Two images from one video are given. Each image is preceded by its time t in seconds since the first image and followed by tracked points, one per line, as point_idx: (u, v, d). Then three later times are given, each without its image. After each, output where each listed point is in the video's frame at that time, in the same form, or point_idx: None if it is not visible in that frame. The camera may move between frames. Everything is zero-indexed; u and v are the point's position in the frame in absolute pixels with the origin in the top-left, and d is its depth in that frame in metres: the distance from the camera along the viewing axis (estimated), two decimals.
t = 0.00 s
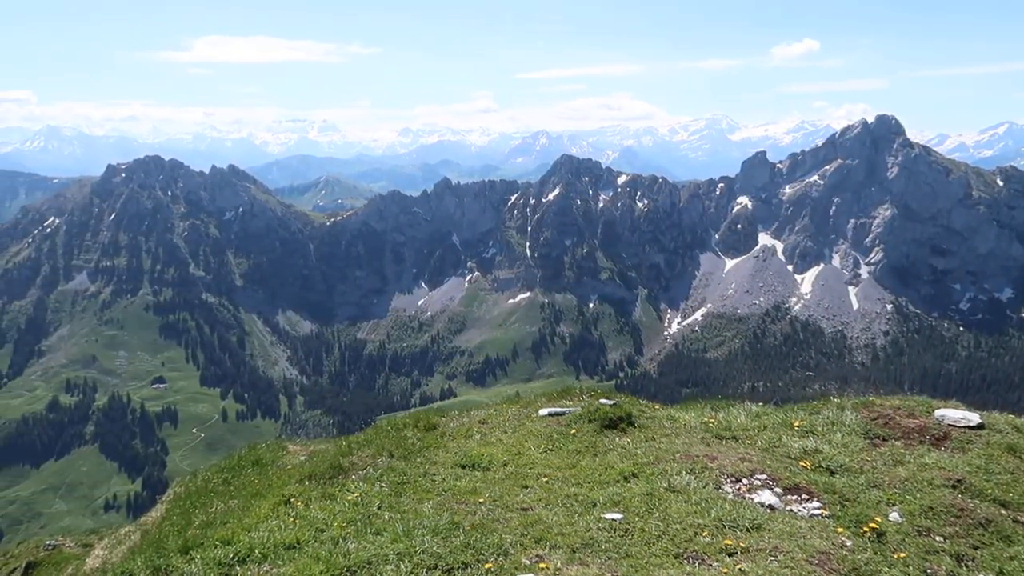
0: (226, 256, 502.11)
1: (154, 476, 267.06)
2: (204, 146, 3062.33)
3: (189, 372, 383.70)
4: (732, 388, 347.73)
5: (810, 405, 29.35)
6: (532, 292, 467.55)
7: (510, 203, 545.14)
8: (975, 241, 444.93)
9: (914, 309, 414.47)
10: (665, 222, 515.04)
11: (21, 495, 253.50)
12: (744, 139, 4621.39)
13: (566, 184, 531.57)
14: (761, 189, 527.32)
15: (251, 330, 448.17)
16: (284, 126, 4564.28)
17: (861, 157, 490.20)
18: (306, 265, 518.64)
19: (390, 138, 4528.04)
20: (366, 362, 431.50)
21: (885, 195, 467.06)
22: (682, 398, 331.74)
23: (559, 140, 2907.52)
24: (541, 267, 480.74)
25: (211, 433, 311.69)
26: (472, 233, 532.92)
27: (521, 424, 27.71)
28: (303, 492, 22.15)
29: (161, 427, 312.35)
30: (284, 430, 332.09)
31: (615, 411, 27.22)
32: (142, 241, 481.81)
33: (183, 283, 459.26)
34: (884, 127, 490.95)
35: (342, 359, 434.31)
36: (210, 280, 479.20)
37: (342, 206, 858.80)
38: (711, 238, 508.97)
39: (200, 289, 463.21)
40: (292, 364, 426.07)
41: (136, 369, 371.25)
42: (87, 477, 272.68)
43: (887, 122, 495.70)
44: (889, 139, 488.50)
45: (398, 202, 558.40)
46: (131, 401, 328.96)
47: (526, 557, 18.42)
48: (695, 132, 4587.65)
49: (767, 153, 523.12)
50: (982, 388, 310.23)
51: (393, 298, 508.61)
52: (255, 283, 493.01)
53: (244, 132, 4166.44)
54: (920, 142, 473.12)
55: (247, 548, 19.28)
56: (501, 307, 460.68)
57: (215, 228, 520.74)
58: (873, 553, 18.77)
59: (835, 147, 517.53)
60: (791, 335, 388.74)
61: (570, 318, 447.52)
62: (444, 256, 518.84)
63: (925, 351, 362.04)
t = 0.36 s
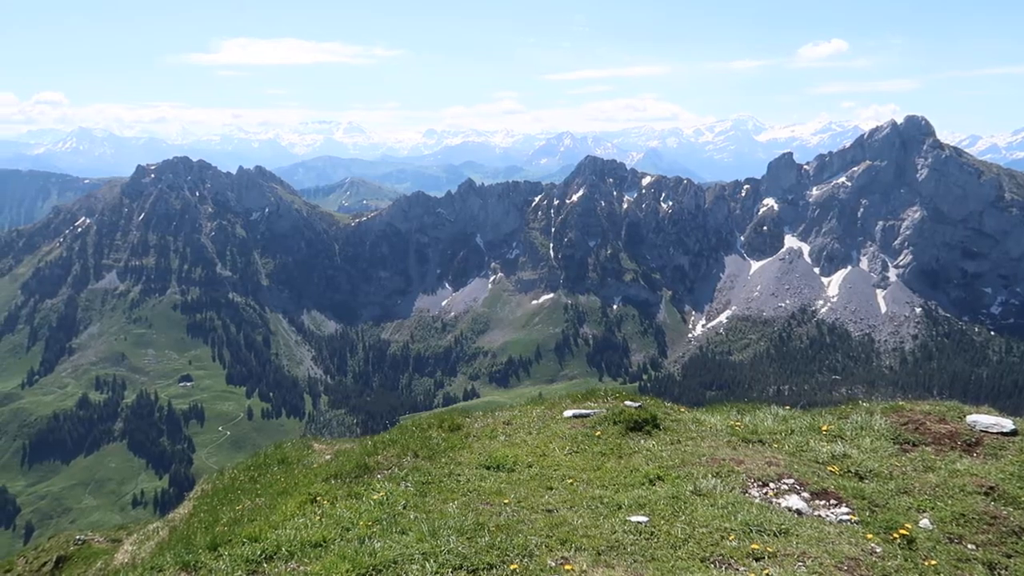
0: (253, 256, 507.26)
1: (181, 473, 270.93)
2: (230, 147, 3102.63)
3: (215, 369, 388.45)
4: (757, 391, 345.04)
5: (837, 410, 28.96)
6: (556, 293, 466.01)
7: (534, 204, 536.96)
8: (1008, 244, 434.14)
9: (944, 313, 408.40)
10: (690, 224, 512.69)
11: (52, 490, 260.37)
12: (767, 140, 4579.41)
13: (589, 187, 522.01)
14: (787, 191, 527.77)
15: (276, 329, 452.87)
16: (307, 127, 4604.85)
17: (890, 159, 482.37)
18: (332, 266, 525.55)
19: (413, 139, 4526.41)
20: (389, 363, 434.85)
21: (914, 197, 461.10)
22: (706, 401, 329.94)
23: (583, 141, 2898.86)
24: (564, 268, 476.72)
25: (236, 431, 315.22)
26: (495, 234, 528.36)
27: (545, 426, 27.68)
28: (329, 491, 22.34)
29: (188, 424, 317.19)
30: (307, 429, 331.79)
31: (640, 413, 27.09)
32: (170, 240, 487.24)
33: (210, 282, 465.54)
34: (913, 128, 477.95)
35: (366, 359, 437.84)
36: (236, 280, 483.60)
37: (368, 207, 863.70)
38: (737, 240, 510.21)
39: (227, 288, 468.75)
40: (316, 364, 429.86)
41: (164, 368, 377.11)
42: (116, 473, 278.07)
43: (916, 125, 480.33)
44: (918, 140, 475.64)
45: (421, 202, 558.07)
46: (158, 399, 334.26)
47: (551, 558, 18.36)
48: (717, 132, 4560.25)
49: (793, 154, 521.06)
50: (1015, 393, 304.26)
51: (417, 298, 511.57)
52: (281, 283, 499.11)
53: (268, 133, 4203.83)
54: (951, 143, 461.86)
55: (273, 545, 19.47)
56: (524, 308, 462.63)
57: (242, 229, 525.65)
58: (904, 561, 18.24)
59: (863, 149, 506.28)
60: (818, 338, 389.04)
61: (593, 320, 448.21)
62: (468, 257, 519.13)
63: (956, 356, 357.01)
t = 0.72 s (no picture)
0: (279, 255, 511.82)
1: (208, 470, 275.23)
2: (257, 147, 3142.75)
3: (241, 367, 393.86)
4: (783, 394, 342.44)
5: (866, 414, 28.67)
6: (579, 294, 465.99)
7: (558, 205, 535.67)
8: None
9: (975, 318, 401.55)
10: (715, 226, 509.55)
11: (81, 484, 266.60)
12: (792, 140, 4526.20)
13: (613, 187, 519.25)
14: (814, 194, 519.29)
15: (302, 328, 457.15)
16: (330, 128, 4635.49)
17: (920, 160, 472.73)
18: (356, 266, 527.33)
19: (434, 138, 4537.70)
20: (413, 362, 437.65)
21: (945, 200, 451.44)
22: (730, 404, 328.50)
23: (606, 140, 2891.92)
24: (588, 269, 478.62)
25: (261, 428, 318.87)
26: (519, 235, 528.85)
27: (569, 426, 27.76)
28: (356, 489, 22.60)
29: (214, 421, 322.16)
30: (331, 428, 335.43)
31: (666, 415, 27.02)
32: (198, 240, 493.75)
33: (236, 281, 471.40)
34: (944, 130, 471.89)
35: (389, 358, 440.63)
36: (263, 279, 488.16)
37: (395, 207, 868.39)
38: (763, 242, 505.92)
39: (253, 288, 474.10)
40: (340, 362, 433.82)
41: (191, 365, 383.14)
42: (144, 468, 283.36)
43: (947, 126, 475.05)
44: (949, 142, 469.27)
45: (446, 203, 560.39)
46: (185, 395, 339.19)
47: (576, 560, 18.29)
48: (741, 133, 4521.45)
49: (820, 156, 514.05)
50: None
51: (441, 298, 513.49)
52: (306, 282, 503.04)
53: (291, 133, 4242.87)
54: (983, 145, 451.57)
55: (301, 543, 19.68)
56: (547, 309, 463.46)
57: (269, 228, 530.57)
58: (935, 568, 17.93)
59: (893, 150, 498.71)
60: (845, 342, 385.73)
61: (616, 322, 448.55)
62: (491, 258, 518.81)
63: (986, 361, 351.49)
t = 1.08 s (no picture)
0: (304, 255, 515.42)
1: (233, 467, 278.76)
2: (282, 148, 3175.58)
3: (267, 366, 398.47)
4: (809, 398, 339.57)
5: (898, 418, 28.25)
6: (603, 295, 466.32)
7: (582, 205, 535.76)
8: None
9: (1007, 321, 394.50)
10: (741, 227, 505.80)
11: (110, 479, 271.47)
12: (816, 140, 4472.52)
13: (638, 188, 519.85)
14: (842, 194, 510.17)
15: (326, 327, 461.03)
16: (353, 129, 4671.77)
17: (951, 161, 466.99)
18: (381, 266, 527.95)
19: (455, 138, 4543.15)
20: (436, 361, 439.73)
21: (977, 201, 448.42)
22: (757, 406, 326.05)
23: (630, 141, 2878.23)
24: (612, 270, 479.26)
25: (285, 427, 321.90)
26: (543, 235, 530.90)
27: (595, 428, 27.80)
28: (382, 488, 22.87)
29: (240, 419, 325.93)
30: (356, 427, 338.08)
31: (693, 417, 26.88)
32: (225, 240, 499.29)
33: (262, 280, 476.87)
34: (976, 130, 468.59)
35: (413, 358, 442.71)
36: (289, 279, 491.84)
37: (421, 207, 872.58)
38: (790, 244, 496.87)
39: (279, 287, 478.88)
40: (364, 362, 437.07)
41: (218, 363, 388.49)
42: (171, 465, 287.88)
43: (979, 125, 470.29)
44: (981, 142, 466.20)
45: (470, 204, 561.98)
46: (212, 394, 343.25)
47: (604, 562, 18.16)
48: (765, 133, 4478.74)
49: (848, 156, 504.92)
50: None
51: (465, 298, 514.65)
52: (331, 281, 506.64)
53: (314, 133, 4278.28)
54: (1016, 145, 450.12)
55: (328, 541, 19.83)
56: (571, 310, 463.78)
57: (294, 229, 534.29)
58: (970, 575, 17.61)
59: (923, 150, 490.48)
60: (873, 345, 381.48)
61: (641, 323, 448.12)
62: (515, 258, 519.55)
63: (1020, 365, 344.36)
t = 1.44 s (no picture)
0: (329, 256, 517.87)
1: (258, 464, 281.88)
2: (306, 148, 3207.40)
3: (292, 365, 402.02)
4: (836, 401, 336.02)
5: (930, 423, 27.81)
6: (627, 296, 466.48)
7: (606, 206, 536.34)
8: None
9: None
10: (767, 228, 502.37)
11: (138, 475, 276.36)
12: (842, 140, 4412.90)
13: (663, 189, 523.28)
14: (870, 195, 503.06)
15: (351, 326, 464.00)
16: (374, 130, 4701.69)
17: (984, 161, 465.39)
18: (405, 266, 529.50)
19: (476, 138, 4548.61)
20: (459, 361, 441.49)
21: (1010, 202, 444.59)
22: (782, 409, 323.97)
23: (653, 142, 2865.21)
24: (636, 271, 479.56)
25: (310, 425, 326.07)
26: (567, 236, 533.20)
27: (620, 429, 28.16)
28: (408, 488, 23.29)
29: (265, 417, 329.48)
30: (379, 426, 340.51)
31: (719, 419, 26.99)
32: (252, 239, 504.30)
33: (288, 279, 482.02)
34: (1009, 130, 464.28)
35: (436, 358, 444.34)
36: (313, 277, 495.64)
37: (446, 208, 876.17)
38: (816, 245, 493.37)
39: (304, 286, 483.19)
40: (387, 361, 439.21)
41: (244, 361, 393.17)
42: (197, 461, 291.72)
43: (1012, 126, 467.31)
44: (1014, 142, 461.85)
45: (494, 205, 563.02)
46: (237, 392, 345.30)
47: (631, 564, 18.06)
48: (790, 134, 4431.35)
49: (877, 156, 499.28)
50: None
51: (488, 298, 515.18)
52: (355, 281, 509.80)
53: (336, 133, 4308.05)
54: None
55: (355, 538, 20.06)
56: (594, 311, 463.58)
57: (319, 229, 537.26)
58: None
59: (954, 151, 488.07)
60: (901, 348, 376.84)
61: (665, 324, 447.22)
62: (539, 258, 519.94)
63: None
